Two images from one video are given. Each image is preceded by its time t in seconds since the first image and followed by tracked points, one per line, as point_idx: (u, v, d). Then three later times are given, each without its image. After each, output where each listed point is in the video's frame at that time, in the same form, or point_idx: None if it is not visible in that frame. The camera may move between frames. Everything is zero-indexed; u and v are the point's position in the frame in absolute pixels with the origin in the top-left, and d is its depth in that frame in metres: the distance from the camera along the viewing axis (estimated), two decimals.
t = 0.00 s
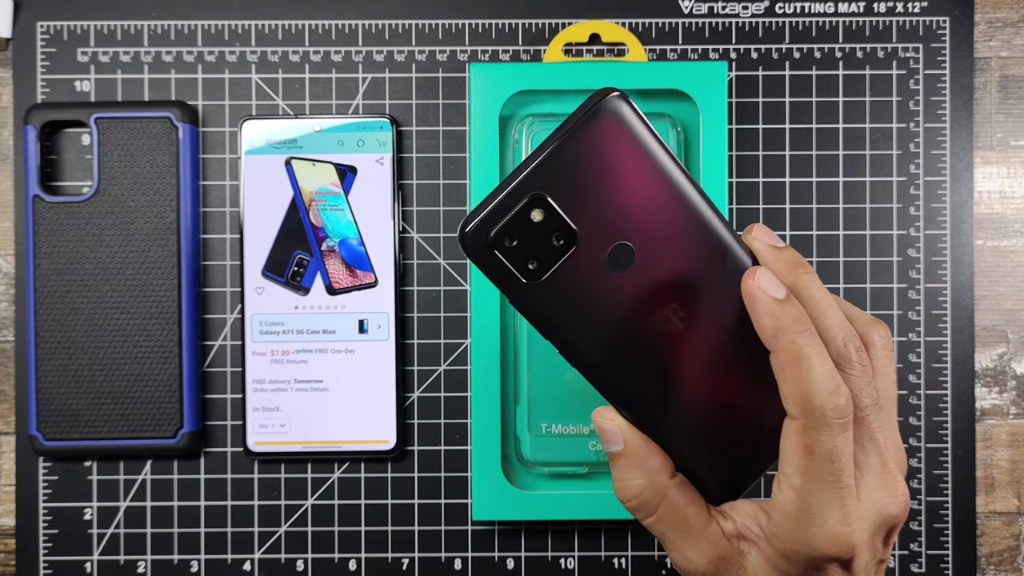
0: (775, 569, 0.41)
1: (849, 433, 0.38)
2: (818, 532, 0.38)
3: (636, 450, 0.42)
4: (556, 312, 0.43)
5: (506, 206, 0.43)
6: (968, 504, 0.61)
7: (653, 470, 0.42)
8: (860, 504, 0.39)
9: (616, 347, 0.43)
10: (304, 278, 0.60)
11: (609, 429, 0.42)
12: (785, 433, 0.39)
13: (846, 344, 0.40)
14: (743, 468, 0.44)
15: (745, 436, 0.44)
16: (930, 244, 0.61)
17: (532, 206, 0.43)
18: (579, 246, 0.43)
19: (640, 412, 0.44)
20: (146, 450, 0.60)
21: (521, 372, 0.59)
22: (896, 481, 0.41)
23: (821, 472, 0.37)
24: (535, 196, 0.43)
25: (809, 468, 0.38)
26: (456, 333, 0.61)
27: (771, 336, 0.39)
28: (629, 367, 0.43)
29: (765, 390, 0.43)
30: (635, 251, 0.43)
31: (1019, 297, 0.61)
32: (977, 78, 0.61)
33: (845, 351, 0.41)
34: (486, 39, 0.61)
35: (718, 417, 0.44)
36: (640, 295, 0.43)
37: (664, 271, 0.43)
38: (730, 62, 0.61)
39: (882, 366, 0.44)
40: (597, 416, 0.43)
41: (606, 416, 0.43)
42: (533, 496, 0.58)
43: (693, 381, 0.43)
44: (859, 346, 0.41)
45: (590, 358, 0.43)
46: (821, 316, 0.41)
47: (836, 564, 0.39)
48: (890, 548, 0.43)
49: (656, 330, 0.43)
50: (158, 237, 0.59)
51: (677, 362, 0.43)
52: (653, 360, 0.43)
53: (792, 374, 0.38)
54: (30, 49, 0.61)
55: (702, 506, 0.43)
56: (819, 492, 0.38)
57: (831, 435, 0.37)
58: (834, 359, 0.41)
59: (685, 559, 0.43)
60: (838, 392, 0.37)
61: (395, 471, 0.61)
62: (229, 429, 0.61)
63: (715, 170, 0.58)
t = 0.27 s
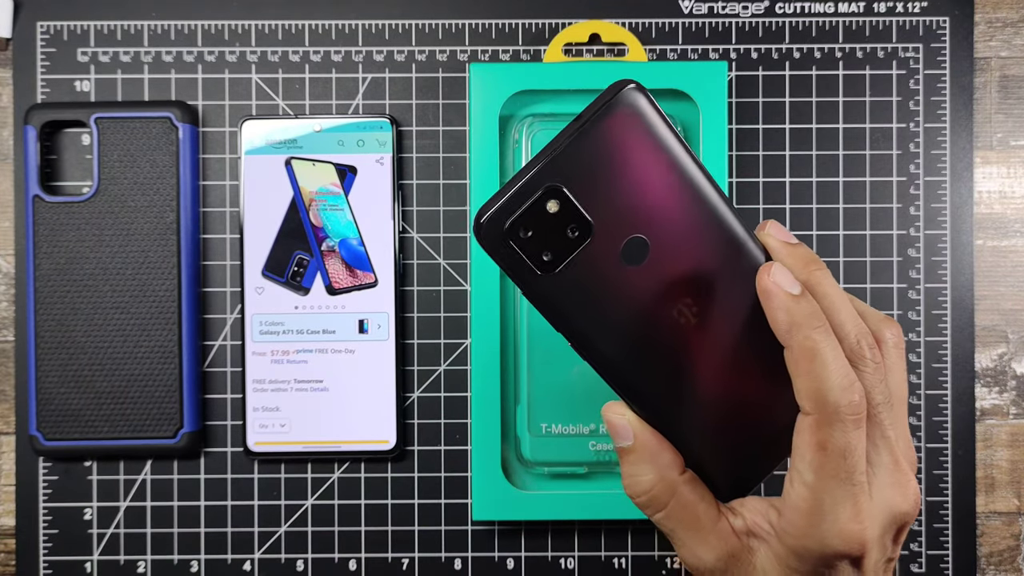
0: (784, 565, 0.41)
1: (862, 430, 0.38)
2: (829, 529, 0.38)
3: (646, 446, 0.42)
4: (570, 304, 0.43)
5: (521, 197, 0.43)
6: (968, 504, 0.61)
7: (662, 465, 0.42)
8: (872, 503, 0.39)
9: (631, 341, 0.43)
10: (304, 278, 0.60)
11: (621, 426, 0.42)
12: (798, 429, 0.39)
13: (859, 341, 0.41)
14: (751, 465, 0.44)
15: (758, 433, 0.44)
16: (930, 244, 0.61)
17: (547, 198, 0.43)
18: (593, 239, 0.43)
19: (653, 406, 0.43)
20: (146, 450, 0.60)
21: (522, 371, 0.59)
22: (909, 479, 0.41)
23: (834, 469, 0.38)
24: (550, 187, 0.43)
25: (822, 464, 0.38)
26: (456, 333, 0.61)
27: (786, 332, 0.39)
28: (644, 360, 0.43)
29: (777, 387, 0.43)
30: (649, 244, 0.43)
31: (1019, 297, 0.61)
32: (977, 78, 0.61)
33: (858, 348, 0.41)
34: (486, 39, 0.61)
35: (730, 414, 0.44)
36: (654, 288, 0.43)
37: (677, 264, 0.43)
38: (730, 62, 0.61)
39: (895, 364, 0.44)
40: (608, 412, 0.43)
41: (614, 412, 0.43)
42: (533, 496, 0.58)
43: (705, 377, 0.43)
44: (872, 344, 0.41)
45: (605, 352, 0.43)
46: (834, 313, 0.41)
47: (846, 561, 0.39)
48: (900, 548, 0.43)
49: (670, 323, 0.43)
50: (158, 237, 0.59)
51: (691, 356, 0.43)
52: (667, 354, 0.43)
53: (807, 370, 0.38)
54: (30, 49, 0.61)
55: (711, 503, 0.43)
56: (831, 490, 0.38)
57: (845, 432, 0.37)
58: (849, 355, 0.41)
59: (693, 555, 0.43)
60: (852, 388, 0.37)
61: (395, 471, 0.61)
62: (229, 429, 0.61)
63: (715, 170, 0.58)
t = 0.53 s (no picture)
0: (773, 569, 0.42)
1: (850, 435, 0.38)
2: (818, 532, 0.39)
3: (635, 455, 0.42)
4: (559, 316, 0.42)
5: (501, 208, 0.42)
6: (967, 504, 0.61)
7: (652, 473, 0.42)
8: (861, 503, 0.39)
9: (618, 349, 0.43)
10: (304, 278, 0.60)
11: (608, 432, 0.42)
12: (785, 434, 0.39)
13: (841, 344, 0.40)
14: (744, 467, 0.44)
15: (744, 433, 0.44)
16: (930, 244, 0.61)
17: (529, 207, 0.42)
18: (576, 246, 0.43)
19: (644, 416, 0.43)
20: (146, 450, 0.60)
21: (522, 371, 0.59)
22: (892, 479, 0.41)
23: (822, 474, 0.38)
24: (531, 197, 0.42)
25: (810, 469, 0.38)
26: (457, 333, 0.61)
27: (773, 337, 0.38)
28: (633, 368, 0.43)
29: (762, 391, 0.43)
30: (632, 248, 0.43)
31: (1019, 297, 0.61)
32: (977, 78, 0.61)
33: (839, 350, 0.40)
34: (486, 39, 0.61)
35: (719, 417, 0.44)
36: (640, 294, 0.43)
37: (663, 269, 0.43)
38: (730, 62, 0.61)
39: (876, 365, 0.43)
40: (595, 421, 0.43)
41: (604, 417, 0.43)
42: (533, 497, 0.58)
43: (693, 381, 0.43)
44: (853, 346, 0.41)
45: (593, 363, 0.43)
46: (817, 317, 0.40)
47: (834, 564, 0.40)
48: (887, 547, 0.43)
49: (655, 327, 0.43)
50: (158, 237, 0.59)
51: (679, 361, 0.43)
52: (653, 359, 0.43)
53: (794, 376, 0.38)
54: (30, 49, 0.61)
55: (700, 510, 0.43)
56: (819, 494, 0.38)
57: (833, 436, 0.37)
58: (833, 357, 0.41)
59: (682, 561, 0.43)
60: (839, 393, 0.37)
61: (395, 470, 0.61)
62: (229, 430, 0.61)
63: (715, 170, 0.58)
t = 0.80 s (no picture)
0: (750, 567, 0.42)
1: (812, 432, 0.38)
2: (785, 528, 0.39)
3: (608, 461, 0.41)
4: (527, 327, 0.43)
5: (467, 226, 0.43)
6: (967, 504, 0.61)
7: (627, 478, 0.42)
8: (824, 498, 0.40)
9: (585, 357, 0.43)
10: (304, 278, 0.60)
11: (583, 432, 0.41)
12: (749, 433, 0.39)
13: (802, 343, 0.40)
14: (724, 466, 0.44)
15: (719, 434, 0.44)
16: (930, 244, 0.61)
17: (491, 223, 0.43)
18: (540, 257, 0.43)
19: (620, 422, 0.44)
20: (146, 450, 0.60)
21: (521, 371, 0.59)
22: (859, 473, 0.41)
23: (785, 470, 0.38)
24: (492, 214, 0.43)
25: (773, 467, 0.38)
26: (457, 333, 0.61)
27: (733, 340, 0.38)
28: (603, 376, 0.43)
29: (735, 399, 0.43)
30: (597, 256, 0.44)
31: (1019, 297, 0.61)
32: (978, 78, 0.61)
33: (799, 349, 0.40)
34: (486, 40, 0.61)
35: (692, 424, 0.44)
36: (607, 305, 0.43)
37: (631, 280, 0.43)
38: (730, 62, 0.61)
39: (839, 363, 0.44)
40: (568, 427, 0.41)
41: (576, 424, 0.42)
42: (532, 497, 0.58)
43: (667, 385, 0.43)
44: (813, 344, 0.41)
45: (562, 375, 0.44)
46: (776, 317, 0.40)
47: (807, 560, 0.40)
48: (859, 540, 0.43)
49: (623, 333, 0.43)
50: (158, 237, 0.59)
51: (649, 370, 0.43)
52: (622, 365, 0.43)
53: (755, 377, 0.38)
54: (30, 49, 0.61)
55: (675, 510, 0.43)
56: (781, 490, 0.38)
57: (794, 434, 0.37)
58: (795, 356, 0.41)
59: (661, 564, 0.42)
60: (799, 390, 0.37)
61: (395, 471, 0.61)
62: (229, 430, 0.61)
63: (715, 171, 0.58)
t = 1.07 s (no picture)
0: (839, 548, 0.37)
1: (924, 390, 0.36)
2: (896, 486, 0.35)
3: (708, 425, 0.35)
4: (667, 286, 0.42)
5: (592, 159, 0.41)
6: (967, 504, 0.61)
7: (725, 449, 0.35)
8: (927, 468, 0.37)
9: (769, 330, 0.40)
10: (304, 278, 0.60)
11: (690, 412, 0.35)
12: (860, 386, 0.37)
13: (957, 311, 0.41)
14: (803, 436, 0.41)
15: (811, 402, 0.41)
16: (930, 244, 0.61)
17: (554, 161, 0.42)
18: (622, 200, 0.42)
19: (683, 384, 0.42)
20: (146, 450, 0.60)
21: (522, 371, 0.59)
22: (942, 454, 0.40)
23: (901, 424, 0.35)
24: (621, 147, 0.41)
25: (890, 423, 0.35)
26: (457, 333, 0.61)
27: (847, 291, 0.38)
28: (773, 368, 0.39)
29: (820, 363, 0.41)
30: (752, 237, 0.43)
31: (1019, 297, 0.61)
32: (977, 78, 0.61)
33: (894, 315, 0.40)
34: (486, 39, 0.61)
35: (776, 386, 0.41)
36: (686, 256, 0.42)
37: (709, 233, 0.42)
38: (730, 62, 0.61)
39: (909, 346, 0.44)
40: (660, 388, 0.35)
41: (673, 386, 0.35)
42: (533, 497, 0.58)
43: (745, 342, 0.41)
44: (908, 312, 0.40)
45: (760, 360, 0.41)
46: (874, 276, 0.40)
47: (906, 527, 0.36)
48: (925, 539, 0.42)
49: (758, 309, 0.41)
50: (158, 237, 0.59)
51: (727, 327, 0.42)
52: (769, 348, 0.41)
53: (875, 328, 0.37)
54: (30, 49, 0.61)
55: (766, 482, 0.37)
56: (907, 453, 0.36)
57: (911, 389, 0.36)
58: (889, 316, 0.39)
59: (762, 542, 0.36)
60: (913, 343, 0.36)
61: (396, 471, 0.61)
62: (229, 430, 0.61)
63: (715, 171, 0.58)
